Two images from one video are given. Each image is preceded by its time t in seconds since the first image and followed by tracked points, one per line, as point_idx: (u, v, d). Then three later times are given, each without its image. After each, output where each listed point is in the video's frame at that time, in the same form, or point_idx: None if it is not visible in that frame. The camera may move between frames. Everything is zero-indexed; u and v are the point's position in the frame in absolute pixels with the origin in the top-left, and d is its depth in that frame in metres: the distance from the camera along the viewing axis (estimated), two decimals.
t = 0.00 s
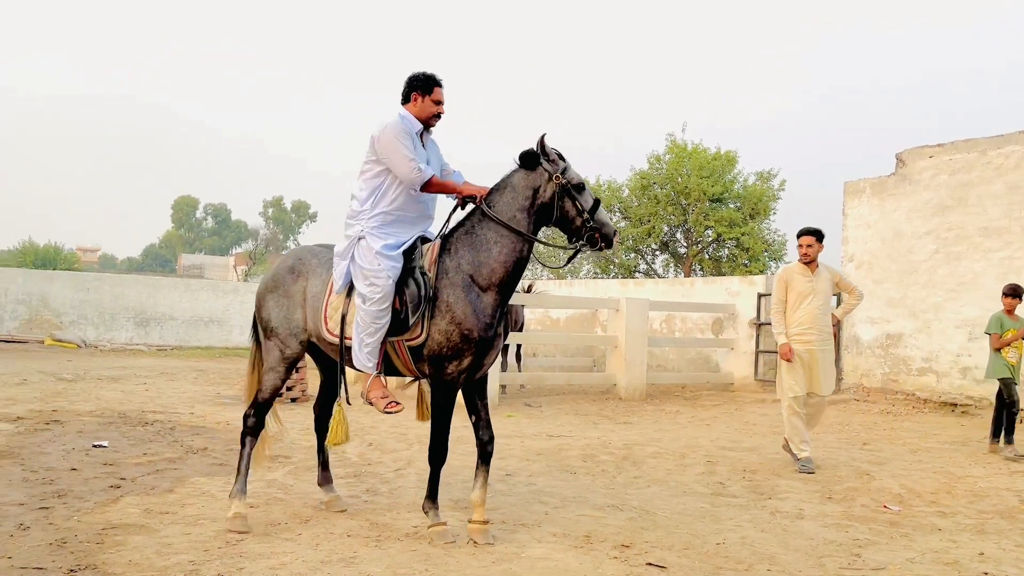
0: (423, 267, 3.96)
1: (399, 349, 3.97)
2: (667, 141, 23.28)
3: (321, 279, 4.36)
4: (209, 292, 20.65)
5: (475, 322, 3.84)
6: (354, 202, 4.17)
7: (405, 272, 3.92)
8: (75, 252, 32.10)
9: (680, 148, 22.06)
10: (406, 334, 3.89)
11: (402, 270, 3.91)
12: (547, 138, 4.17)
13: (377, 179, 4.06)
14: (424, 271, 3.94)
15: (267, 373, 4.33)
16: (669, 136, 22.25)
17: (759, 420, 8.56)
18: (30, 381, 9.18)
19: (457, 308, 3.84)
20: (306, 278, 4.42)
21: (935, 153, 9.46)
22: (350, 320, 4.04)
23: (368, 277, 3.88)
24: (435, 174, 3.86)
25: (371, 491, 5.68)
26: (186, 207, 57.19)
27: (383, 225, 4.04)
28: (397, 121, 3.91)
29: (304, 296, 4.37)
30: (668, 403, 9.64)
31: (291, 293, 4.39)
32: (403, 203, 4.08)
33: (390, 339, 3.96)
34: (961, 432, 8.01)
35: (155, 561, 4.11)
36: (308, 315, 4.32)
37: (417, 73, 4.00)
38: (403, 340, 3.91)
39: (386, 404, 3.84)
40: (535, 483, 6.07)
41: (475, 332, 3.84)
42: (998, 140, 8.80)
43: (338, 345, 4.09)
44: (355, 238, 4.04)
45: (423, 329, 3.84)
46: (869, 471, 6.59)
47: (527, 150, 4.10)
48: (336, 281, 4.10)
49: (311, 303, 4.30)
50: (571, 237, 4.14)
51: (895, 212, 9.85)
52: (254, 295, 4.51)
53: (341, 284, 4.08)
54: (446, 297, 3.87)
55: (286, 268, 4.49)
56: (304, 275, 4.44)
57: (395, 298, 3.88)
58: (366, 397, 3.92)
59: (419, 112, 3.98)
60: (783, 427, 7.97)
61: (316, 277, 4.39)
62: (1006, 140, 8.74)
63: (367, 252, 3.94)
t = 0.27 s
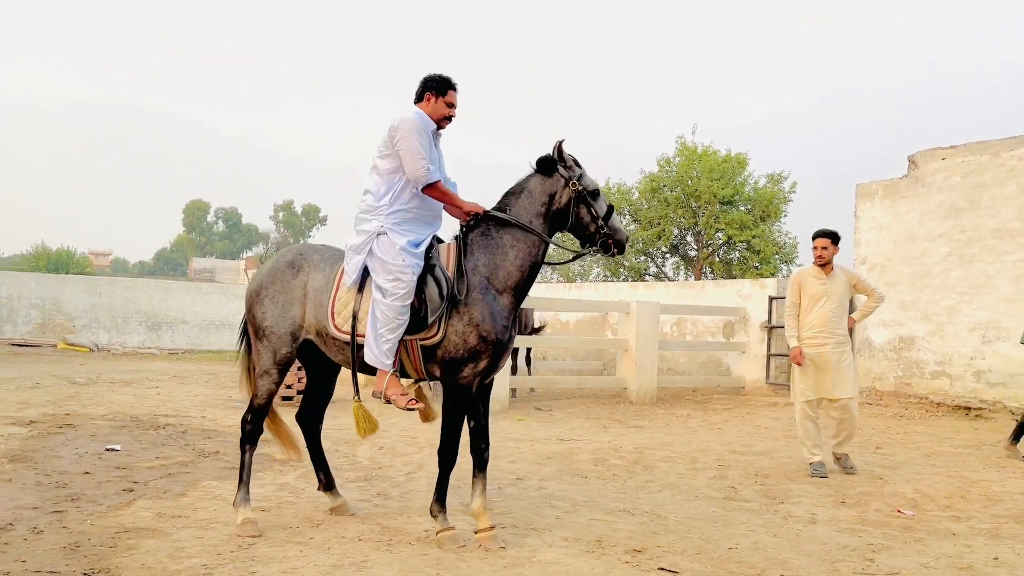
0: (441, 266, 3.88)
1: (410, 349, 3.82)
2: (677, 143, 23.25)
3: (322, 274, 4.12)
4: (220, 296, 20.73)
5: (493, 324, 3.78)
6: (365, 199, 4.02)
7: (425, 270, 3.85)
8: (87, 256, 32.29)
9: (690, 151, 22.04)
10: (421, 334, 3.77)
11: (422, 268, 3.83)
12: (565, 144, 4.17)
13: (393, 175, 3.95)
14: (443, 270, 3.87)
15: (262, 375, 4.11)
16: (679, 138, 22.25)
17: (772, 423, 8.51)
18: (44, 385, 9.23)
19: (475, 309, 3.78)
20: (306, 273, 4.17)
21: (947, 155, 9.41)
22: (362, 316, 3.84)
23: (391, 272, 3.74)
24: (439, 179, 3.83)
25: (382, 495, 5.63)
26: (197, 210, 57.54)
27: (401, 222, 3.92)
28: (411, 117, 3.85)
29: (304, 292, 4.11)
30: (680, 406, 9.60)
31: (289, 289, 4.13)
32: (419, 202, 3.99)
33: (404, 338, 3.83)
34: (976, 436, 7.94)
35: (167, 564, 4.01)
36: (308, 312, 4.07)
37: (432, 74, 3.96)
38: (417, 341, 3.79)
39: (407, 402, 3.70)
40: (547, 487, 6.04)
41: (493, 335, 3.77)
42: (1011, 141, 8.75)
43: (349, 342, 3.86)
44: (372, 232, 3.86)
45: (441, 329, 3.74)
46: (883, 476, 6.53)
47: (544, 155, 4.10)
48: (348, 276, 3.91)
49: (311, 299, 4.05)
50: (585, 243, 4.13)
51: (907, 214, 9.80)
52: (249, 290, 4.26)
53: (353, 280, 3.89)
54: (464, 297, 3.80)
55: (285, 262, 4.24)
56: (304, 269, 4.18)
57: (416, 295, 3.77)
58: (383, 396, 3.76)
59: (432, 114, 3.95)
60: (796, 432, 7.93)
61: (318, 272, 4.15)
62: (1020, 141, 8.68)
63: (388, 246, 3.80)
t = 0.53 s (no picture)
0: (454, 270, 3.87)
1: (423, 354, 3.80)
2: (686, 146, 23.23)
3: (329, 280, 4.12)
4: (229, 300, 20.79)
5: (506, 329, 3.79)
6: (375, 205, 4.02)
7: (438, 273, 3.83)
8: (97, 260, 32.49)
9: (698, 153, 22.02)
10: (435, 338, 3.76)
11: (436, 272, 3.80)
12: (571, 147, 4.18)
13: (402, 180, 3.95)
14: (456, 273, 3.85)
15: (268, 380, 4.13)
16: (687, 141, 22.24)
17: (781, 427, 8.48)
18: (55, 389, 9.29)
19: (489, 314, 3.79)
20: (314, 279, 4.17)
21: (957, 156, 9.37)
22: (375, 321, 3.83)
23: (405, 275, 3.73)
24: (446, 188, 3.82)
25: (390, 499, 5.58)
26: (206, 214, 57.82)
27: (413, 227, 3.92)
28: (421, 122, 3.85)
29: (311, 299, 4.11)
30: (689, 409, 9.57)
31: (295, 295, 4.13)
32: (429, 207, 4.00)
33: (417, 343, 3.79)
34: (987, 439, 7.89)
35: (176, 568, 3.93)
36: (315, 318, 4.08)
37: (440, 82, 3.95)
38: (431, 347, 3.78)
39: (428, 406, 3.66)
40: (555, 491, 6.01)
41: (506, 339, 3.79)
42: (1021, 143, 8.70)
43: (360, 347, 3.86)
44: (384, 237, 3.85)
45: (455, 334, 3.73)
46: (893, 479, 6.48)
47: (551, 159, 4.10)
48: (360, 281, 3.89)
49: (318, 305, 4.06)
50: (589, 245, 4.18)
51: (917, 217, 9.77)
52: (251, 294, 4.23)
53: (365, 286, 3.88)
54: (478, 301, 3.80)
55: (291, 266, 4.23)
56: (311, 276, 4.18)
57: (430, 299, 3.76)
58: (401, 402, 3.73)
59: (440, 120, 3.94)
60: (805, 435, 7.90)
61: (325, 277, 4.15)
62: None
63: (401, 251, 3.79)
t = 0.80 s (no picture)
0: (465, 271, 3.87)
1: (438, 357, 3.78)
2: (692, 148, 23.24)
3: (341, 281, 4.12)
4: (237, 304, 20.84)
5: (520, 324, 3.77)
6: (385, 206, 4.01)
7: (451, 275, 3.83)
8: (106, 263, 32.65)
9: (705, 155, 22.04)
10: (450, 340, 3.75)
11: (449, 274, 3.81)
12: (559, 139, 4.16)
13: (414, 182, 3.96)
14: (468, 274, 3.86)
15: (279, 381, 4.13)
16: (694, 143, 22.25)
17: (790, 429, 8.45)
18: (65, 392, 9.33)
19: (503, 311, 3.77)
20: (325, 281, 4.17)
21: (966, 157, 9.35)
22: (388, 323, 3.84)
23: (419, 276, 3.73)
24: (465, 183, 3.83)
25: (398, 501, 5.54)
26: (213, 217, 58.04)
27: (425, 229, 3.93)
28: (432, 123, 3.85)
29: (322, 301, 4.11)
30: (697, 412, 9.54)
31: (306, 297, 4.13)
32: (441, 208, 4.00)
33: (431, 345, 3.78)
34: (997, 440, 7.84)
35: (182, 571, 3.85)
36: (326, 320, 4.08)
37: (444, 81, 3.95)
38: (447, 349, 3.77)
39: (445, 407, 3.63)
40: (563, 493, 5.98)
41: (522, 334, 3.76)
42: None
43: (372, 348, 3.85)
44: (396, 239, 3.85)
45: (469, 334, 3.73)
46: (903, 481, 6.44)
47: (540, 155, 4.09)
48: (372, 282, 3.90)
49: (330, 306, 4.06)
50: (594, 232, 4.17)
51: (925, 217, 9.75)
52: (261, 295, 4.23)
53: (377, 287, 3.88)
54: (490, 300, 3.80)
55: (301, 268, 4.23)
56: (321, 278, 4.18)
57: (444, 301, 3.76)
58: (421, 404, 3.69)
59: (449, 119, 3.94)
60: (814, 437, 7.87)
61: (336, 278, 4.15)
62: None
63: (414, 252, 3.79)
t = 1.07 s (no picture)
0: (471, 270, 3.87)
1: (445, 357, 3.77)
2: (697, 150, 23.24)
3: (348, 286, 4.13)
4: (243, 307, 20.89)
5: (524, 325, 3.78)
6: (390, 211, 4.01)
7: (458, 273, 3.84)
8: (112, 267, 32.74)
9: (710, 156, 22.03)
10: (456, 339, 3.74)
11: (456, 272, 3.83)
12: (564, 134, 4.12)
13: (419, 188, 3.96)
14: (473, 274, 3.85)
15: (284, 386, 4.13)
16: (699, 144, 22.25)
17: (796, 430, 8.43)
18: (71, 395, 9.36)
19: (508, 311, 3.77)
20: (331, 286, 4.17)
21: (972, 157, 9.33)
22: (396, 326, 3.84)
23: (426, 274, 3.75)
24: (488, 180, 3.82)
25: (404, 503, 5.52)
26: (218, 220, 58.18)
27: (430, 232, 3.94)
28: (439, 131, 3.84)
29: (328, 305, 4.12)
30: (703, 413, 9.52)
31: (312, 302, 4.14)
32: (447, 212, 4.01)
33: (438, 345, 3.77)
34: (1004, 441, 7.81)
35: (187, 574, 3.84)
36: (333, 325, 4.09)
37: (448, 89, 3.95)
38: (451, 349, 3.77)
39: (454, 403, 3.66)
40: (569, 495, 5.97)
41: (526, 334, 3.77)
42: None
43: (381, 351, 3.85)
44: (401, 242, 3.86)
45: (474, 334, 3.72)
46: (910, 482, 6.41)
47: (544, 153, 4.02)
48: (378, 287, 3.89)
49: (336, 312, 4.07)
50: (599, 230, 4.17)
51: (931, 217, 9.74)
52: (267, 298, 4.23)
53: (383, 291, 3.88)
54: (496, 300, 3.80)
55: (307, 272, 4.24)
56: (328, 283, 4.19)
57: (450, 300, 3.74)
58: (428, 400, 3.68)
59: (456, 126, 3.94)
60: (821, 439, 7.85)
61: (343, 283, 4.16)
62: None
63: (420, 253, 3.81)
